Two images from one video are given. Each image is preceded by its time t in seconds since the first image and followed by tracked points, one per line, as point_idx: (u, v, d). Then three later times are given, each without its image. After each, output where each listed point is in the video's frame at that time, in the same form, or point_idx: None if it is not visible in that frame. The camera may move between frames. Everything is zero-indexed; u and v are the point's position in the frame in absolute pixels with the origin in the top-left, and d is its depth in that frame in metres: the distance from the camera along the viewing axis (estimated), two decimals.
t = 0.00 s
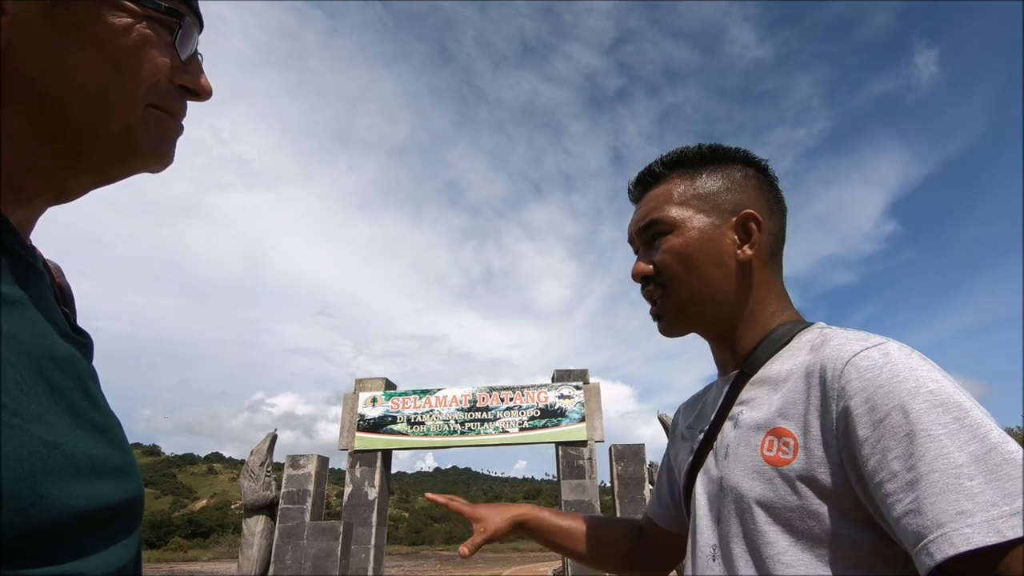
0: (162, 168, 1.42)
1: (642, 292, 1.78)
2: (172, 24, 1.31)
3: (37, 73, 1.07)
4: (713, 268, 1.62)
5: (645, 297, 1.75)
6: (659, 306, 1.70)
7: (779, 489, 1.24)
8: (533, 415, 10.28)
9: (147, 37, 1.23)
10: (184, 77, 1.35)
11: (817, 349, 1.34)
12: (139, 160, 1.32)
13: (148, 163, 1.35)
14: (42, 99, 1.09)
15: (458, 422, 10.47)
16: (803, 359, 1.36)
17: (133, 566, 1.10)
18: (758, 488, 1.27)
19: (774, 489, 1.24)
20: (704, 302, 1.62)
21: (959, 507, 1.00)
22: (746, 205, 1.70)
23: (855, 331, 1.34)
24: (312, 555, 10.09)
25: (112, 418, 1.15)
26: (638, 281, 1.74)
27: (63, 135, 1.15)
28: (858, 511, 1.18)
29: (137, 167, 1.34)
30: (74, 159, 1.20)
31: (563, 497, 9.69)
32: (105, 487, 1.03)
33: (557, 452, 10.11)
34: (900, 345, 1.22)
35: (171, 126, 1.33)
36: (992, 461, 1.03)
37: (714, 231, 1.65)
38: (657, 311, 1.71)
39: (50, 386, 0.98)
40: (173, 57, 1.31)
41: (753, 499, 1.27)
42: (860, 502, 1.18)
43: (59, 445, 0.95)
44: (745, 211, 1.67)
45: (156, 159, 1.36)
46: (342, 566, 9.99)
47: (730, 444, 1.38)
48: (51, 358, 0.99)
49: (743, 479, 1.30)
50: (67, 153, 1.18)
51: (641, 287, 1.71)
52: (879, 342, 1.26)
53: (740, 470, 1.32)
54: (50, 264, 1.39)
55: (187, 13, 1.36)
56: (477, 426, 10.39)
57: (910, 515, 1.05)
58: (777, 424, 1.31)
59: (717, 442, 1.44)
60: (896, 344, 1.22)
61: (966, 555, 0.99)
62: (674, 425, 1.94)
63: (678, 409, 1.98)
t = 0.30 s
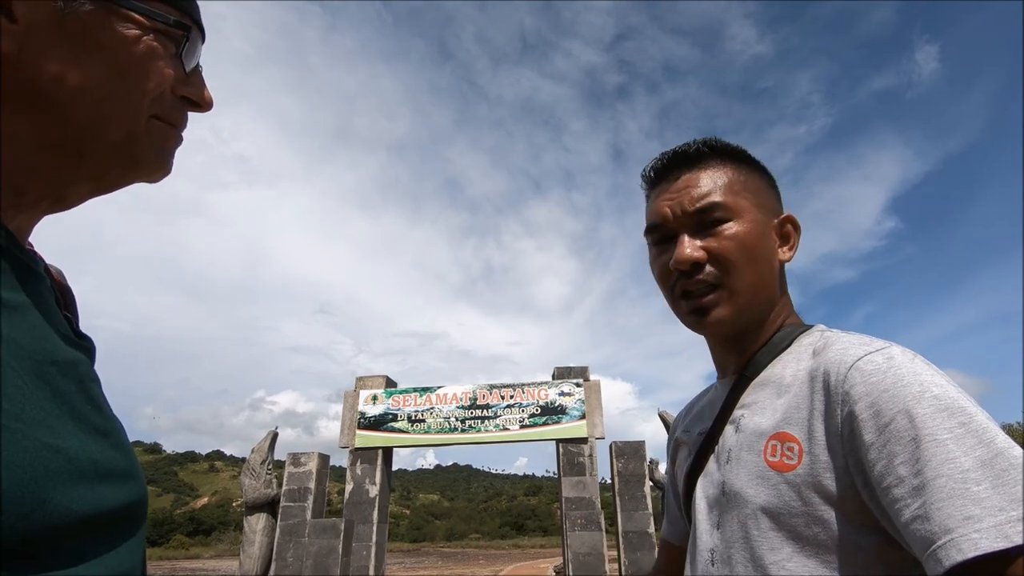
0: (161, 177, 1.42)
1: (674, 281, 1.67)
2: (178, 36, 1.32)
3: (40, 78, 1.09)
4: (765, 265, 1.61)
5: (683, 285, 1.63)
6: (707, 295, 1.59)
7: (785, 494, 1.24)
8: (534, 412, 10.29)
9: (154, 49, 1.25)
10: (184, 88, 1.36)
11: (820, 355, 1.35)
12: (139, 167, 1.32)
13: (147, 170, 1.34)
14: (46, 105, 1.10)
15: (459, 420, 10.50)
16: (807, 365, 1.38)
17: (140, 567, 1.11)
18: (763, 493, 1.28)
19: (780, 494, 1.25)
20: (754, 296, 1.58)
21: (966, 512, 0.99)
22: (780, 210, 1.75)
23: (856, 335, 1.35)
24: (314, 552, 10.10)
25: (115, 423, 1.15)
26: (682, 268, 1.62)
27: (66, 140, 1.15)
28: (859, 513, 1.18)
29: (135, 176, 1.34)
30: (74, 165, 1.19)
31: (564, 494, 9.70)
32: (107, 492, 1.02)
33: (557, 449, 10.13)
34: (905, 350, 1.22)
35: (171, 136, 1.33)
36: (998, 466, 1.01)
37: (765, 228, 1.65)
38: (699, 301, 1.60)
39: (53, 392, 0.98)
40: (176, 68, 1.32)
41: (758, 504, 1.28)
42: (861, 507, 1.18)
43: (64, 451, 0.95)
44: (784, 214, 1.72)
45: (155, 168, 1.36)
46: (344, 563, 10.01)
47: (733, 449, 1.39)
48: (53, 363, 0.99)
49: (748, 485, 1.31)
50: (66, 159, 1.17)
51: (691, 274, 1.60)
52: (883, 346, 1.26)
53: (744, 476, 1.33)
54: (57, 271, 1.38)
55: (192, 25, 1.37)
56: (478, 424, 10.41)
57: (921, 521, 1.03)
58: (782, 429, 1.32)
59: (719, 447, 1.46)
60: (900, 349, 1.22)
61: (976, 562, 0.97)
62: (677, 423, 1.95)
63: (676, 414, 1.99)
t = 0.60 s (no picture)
0: (160, 179, 1.41)
1: (688, 264, 1.65)
2: (186, 43, 1.33)
3: (58, 78, 1.08)
4: (778, 255, 1.63)
5: (697, 268, 1.62)
6: (721, 279, 1.58)
7: (806, 481, 1.24)
8: (535, 408, 10.29)
9: (167, 55, 1.26)
10: (188, 93, 1.37)
11: (834, 344, 1.36)
12: (140, 169, 1.31)
13: (147, 171, 1.33)
14: (60, 101, 1.09)
15: (460, 416, 10.51)
16: (820, 355, 1.38)
17: (149, 562, 1.11)
18: (781, 480, 1.27)
19: (799, 481, 1.24)
20: (767, 285, 1.59)
21: (1004, 492, 0.96)
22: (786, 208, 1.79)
23: (868, 326, 1.35)
24: (316, 549, 10.12)
25: (118, 416, 1.14)
26: (700, 249, 1.60)
27: (74, 136, 1.13)
28: (880, 500, 1.17)
29: (134, 177, 1.33)
30: (78, 163, 1.17)
31: (565, 489, 9.71)
32: (115, 482, 1.02)
33: (558, 445, 10.13)
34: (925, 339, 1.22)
35: (173, 138, 1.34)
36: None
37: (778, 220, 1.68)
38: (712, 284, 1.59)
39: (57, 381, 0.97)
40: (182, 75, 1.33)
41: (776, 491, 1.27)
42: (879, 493, 1.17)
43: (72, 440, 0.95)
44: (791, 211, 1.76)
45: (155, 170, 1.35)
46: (345, 560, 10.03)
47: (744, 438, 1.39)
48: (57, 354, 0.98)
49: (764, 473, 1.30)
50: (73, 156, 1.16)
51: (709, 256, 1.58)
52: (900, 335, 1.26)
53: (759, 464, 1.33)
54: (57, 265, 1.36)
55: (200, 35, 1.38)
56: (479, 420, 10.42)
57: (955, 501, 1.01)
58: (801, 417, 1.32)
59: (725, 436, 1.46)
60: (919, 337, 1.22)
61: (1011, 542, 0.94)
62: (663, 426, 1.95)
63: (665, 405, 2.02)
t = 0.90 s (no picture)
0: (159, 175, 1.40)
1: (682, 268, 1.66)
2: (186, 37, 1.33)
3: (64, 75, 1.08)
4: (769, 255, 1.64)
5: (691, 272, 1.63)
6: (716, 281, 1.58)
7: (807, 476, 1.24)
8: (536, 406, 10.30)
9: (168, 51, 1.26)
10: (187, 89, 1.38)
11: (831, 342, 1.36)
12: (140, 165, 1.31)
13: (147, 168, 1.33)
14: (63, 95, 1.08)
15: (461, 414, 10.52)
16: (818, 352, 1.38)
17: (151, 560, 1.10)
18: (784, 476, 1.27)
19: (802, 477, 1.24)
20: (760, 285, 1.60)
21: (998, 480, 0.97)
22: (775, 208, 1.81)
23: (862, 323, 1.34)
24: (318, 547, 10.13)
25: (119, 408, 1.14)
26: (692, 253, 1.62)
27: (76, 131, 1.13)
28: (880, 491, 1.17)
29: (134, 171, 1.32)
30: (80, 157, 1.17)
31: (566, 487, 9.71)
32: (121, 474, 1.02)
33: (560, 442, 10.14)
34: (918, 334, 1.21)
35: (173, 134, 1.34)
36: None
37: (767, 220, 1.69)
38: (706, 287, 1.60)
39: (59, 374, 0.97)
40: (182, 70, 1.33)
41: (778, 487, 1.27)
42: (881, 487, 1.17)
43: (74, 433, 0.95)
44: (780, 211, 1.78)
45: (155, 165, 1.34)
46: (348, 558, 10.05)
47: (746, 437, 1.39)
48: (58, 346, 0.98)
49: (766, 469, 1.31)
50: (77, 151, 1.16)
51: (701, 259, 1.60)
52: (892, 332, 1.25)
53: (762, 461, 1.33)
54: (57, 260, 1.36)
55: (198, 32, 1.37)
56: (480, 418, 10.42)
57: (950, 491, 1.02)
58: (801, 413, 1.32)
59: (728, 435, 1.46)
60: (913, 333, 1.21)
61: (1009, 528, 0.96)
62: (664, 432, 1.94)
63: (669, 408, 2.03)
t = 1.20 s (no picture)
0: (161, 174, 1.42)
1: (653, 287, 1.80)
2: (182, 32, 1.32)
3: (60, 78, 1.08)
4: (733, 275, 1.77)
5: (660, 290, 1.76)
6: (679, 297, 1.72)
7: (769, 470, 1.37)
8: (537, 404, 10.32)
9: (164, 47, 1.25)
10: (188, 84, 1.38)
11: (793, 351, 1.49)
12: (141, 165, 1.32)
13: (149, 167, 1.35)
14: (59, 97, 1.08)
15: (462, 413, 10.53)
16: (781, 361, 1.51)
17: (149, 558, 1.12)
18: (749, 470, 1.40)
19: (764, 470, 1.38)
20: (723, 301, 1.72)
21: (925, 470, 1.14)
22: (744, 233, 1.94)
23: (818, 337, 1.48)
24: (320, 546, 10.16)
25: (120, 415, 1.15)
26: (661, 273, 1.76)
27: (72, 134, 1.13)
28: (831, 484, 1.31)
29: (134, 172, 1.33)
30: (79, 161, 1.19)
31: (568, 485, 9.73)
32: (120, 482, 1.04)
33: (561, 441, 10.16)
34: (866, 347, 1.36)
35: (174, 131, 1.35)
36: (948, 435, 1.16)
37: (733, 244, 1.82)
38: (672, 302, 1.73)
39: (56, 385, 0.98)
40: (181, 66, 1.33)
41: (745, 479, 1.40)
42: (834, 481, 1.31)
43: (73, 445, 0.96)
44: (748, 236, 1.90)
45: (155, 164, 1.35)
46: (350, 557, 10.09)
47: (716, 436, 1.51)
48: (56, 356, 0.99)
49: (734, 463, 1.43)
50: (77, 153, 1.17)
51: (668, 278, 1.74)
52: (844, 344, 1.39)
53: (730, 456, 1.45)
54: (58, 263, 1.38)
55: (194, 26, 1.36)
56: (481, 417, 10.44)
57: (885, 480, 1.17)
58: (765, 414, 1.45)
59: (700, 435, 1.57)
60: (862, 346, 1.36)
61: (933, 509, 1.13)
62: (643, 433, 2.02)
63: (647, 417, 2.06)
